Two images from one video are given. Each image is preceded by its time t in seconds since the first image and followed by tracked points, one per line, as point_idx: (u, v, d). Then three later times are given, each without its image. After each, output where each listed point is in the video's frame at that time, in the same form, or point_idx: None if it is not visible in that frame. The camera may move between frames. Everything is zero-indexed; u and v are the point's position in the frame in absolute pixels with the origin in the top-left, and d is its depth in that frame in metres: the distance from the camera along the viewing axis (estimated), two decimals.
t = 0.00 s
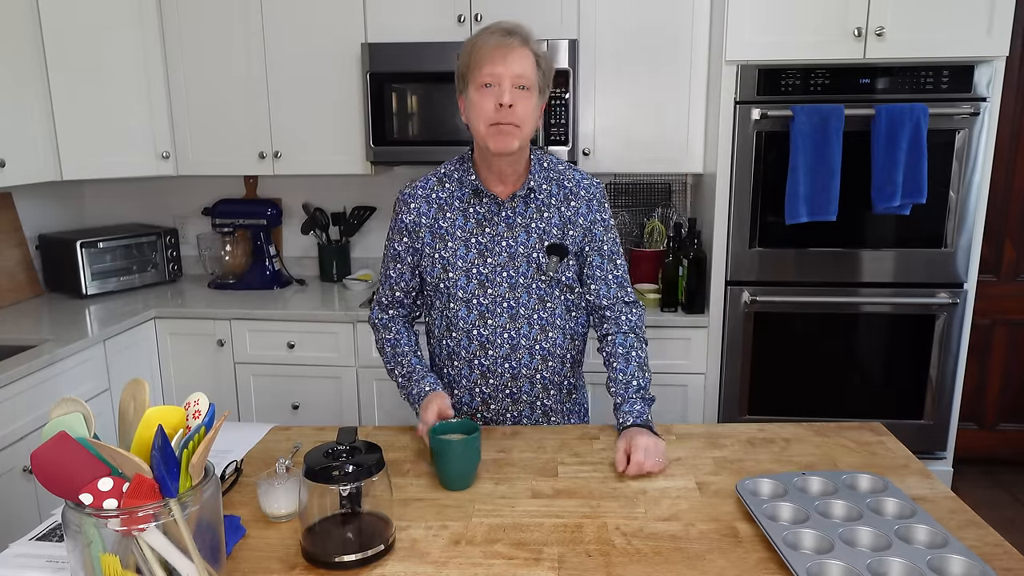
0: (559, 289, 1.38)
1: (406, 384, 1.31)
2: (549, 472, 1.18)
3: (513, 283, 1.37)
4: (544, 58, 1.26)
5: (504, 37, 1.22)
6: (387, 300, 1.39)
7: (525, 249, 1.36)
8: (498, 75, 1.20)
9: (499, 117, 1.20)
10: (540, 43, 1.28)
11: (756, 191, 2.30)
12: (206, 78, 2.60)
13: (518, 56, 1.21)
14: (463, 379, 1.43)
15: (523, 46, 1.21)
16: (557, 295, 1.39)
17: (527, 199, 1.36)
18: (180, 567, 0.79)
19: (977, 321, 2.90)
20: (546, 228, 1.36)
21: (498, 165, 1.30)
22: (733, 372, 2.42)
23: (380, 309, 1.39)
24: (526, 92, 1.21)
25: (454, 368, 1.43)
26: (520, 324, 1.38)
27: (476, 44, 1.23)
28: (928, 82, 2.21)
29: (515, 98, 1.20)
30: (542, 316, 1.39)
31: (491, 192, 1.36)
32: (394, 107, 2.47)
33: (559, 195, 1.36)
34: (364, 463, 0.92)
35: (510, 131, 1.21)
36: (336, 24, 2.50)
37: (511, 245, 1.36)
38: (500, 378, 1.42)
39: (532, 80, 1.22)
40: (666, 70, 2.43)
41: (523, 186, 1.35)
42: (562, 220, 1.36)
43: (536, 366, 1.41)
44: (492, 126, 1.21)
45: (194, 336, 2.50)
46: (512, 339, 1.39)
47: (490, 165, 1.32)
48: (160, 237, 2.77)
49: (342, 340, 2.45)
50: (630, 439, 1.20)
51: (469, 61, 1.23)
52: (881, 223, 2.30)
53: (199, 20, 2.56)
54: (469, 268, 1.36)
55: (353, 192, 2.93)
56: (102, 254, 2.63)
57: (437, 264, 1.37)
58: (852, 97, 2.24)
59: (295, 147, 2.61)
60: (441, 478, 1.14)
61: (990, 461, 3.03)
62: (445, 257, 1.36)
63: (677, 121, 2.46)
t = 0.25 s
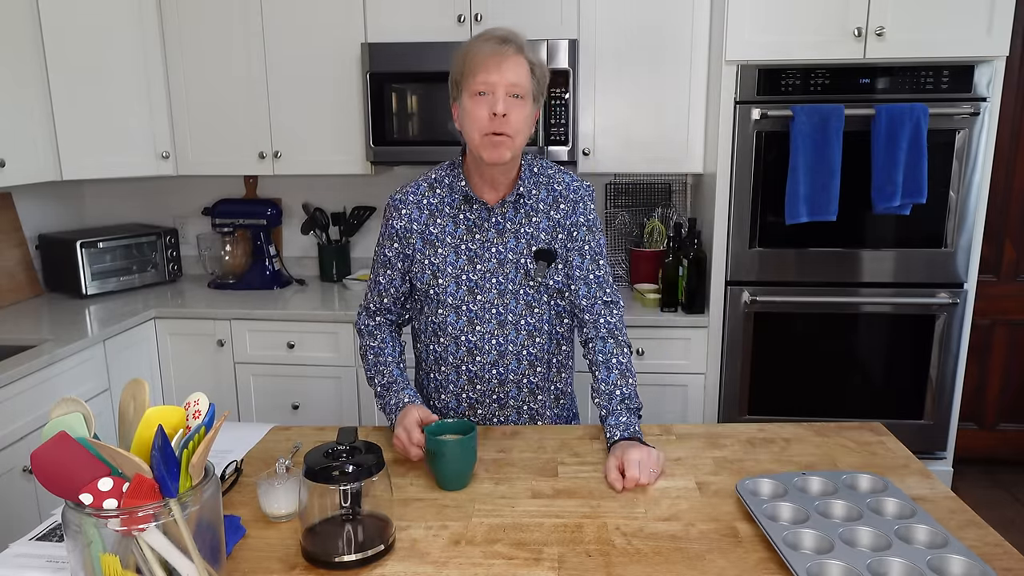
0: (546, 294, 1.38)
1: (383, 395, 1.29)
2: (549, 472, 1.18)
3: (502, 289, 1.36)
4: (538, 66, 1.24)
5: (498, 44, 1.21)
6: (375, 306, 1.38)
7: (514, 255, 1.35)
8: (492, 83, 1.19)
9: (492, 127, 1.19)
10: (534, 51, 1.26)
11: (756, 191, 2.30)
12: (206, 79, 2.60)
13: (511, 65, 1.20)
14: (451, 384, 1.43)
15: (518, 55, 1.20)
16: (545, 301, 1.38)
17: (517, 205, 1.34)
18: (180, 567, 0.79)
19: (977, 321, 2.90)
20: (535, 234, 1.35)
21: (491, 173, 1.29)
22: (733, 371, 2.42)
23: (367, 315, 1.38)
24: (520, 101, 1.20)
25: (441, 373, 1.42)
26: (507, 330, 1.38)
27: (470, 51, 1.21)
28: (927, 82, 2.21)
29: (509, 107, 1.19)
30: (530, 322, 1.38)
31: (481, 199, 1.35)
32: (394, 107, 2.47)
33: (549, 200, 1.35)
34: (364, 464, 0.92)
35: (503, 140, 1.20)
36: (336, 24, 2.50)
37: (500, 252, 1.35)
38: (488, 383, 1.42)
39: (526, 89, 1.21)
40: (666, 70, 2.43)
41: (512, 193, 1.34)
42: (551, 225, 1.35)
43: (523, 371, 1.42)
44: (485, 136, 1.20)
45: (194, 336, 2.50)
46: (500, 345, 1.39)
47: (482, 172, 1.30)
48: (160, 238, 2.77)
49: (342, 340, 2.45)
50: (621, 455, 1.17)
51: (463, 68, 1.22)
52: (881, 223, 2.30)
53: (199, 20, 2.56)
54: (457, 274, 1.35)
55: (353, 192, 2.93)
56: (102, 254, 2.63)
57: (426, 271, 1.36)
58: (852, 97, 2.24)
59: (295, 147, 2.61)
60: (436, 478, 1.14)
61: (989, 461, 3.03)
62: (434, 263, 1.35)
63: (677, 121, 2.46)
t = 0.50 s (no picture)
0: (542, 297, 1.37)
1: (378, 408, 1.28)
2: (549, 472, 1.18)
3: (498, 293, 1.35)
4: (538, 73, 1.24)
5: (498, 51, 1.21)
6: (372, 314, 1.36)
7: (510, 258, 1.35)
8: (491, 90, 1.19)
9: (491, 133, 1.19)
10: (534, 58, 1.26)
11: (756, 191, 2.30)
12: (206, 79, 2.60)
13: (511, 71, 1.20)
14: (446, 388, 1.42)
15: (518, 61, 1.20)
16: (541, 304, 1.38)
17: (513, 207, 1.34)
18: (180, 567, 0.79)
19: (977, 321, 2.90)
20: (530, 236, 1.35)
21: (488, 179, 1.29)
22: (733, 371, 2.42)
23: (363, 324, 1.36)
24: (519, 108, 1.20)
25: (436, 378, 1.42)
26: (503, 334, 1.38)
27: (469, 57, 1.21)
28: (927, 82, 2.21)
29: (509, 113, 1.18)
30: (525, 325, 1.38)
31: (477, 204, 1.34)
32: (394, 107, 2.47)
33: (544, 201, 1.35)
34: (364, 463, 0.92)
35: (502, 147, 1.20)
36: (336, 24, 2.50)
37: (496, 255, 1.34)
38: (484, 386, 1.42)
39: (526, 96, 1.21)
40: (666, 70, 2.43)
41: (508, 196, 1.34)
42: (546, 227, 1.35)
43: (519, 373, 1.42)
44: (484, 142, 1.19)
45: (194, 336, 2.50)
46: (495, 349, 1.39)
47: (480, 178, 1.30)
48: (160, 238, 2.77)
49: (341, 340, 2.44)
50: (621, 459, 1.17)
51: (463, 74, 1.22)
52: (881, 223, 2.30)
53: (199, 20, 2.56)
54: (454, 279, 1.34)
55: (353, 192, 2.93)
56: (102, 254, 2.63)
57: (422, 277, 1.34)
58: (852, 97, 2.24)
59: (295, 147, 2.61)
60: (433, 478, 1.14)
61: (989, 461, 3.03)
62: (430, 269, 1.34)
63: (677, 121, 2.46)
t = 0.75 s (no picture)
0: (539, 297, 1.38)
1: (375, 413, 1.26)
2: (549, 472, 1.18)
3: (495, 295, 1.36)
4: (533, 74, 1.24)
5: (494, 52, 1.20)
6: (368, 318, 1.36)
7: (507, 260, 1.35)
8: (487, 92, 1.19)
9: (486, 136, 1.19)
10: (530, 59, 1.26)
11: (756, 191, 2.30)
12: (206, 79, 2.60)
13: (507, 74, 1.20)
14: (445, 391, 1.42)
15: (514, 63, 1.20)
16: (538, 305, 1.38)
17: (508, 208, 1.34)
18: (180, 567, 0.79)
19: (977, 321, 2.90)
20: (526, 237, 1.35)
21: (483, 181, 1.29)
22: (733, 372, 2.42)
23: (359, 328, 1.36)
24: (514, 110, 1.20)
25: (434, 381, 1.42)
26: (501, 336, 1.38)
27: (464, 58, 1.21)
28: (928, 82, 2.21)
29: (504, 116, 1.18)
30: (522, 326, 1.39)
31: (473, 206, 1.34)
32: (394, 108, 2.47)
33: (539, 200, 1.35)
34: (364, 464, 0.92)
35: (498, 150, 1.20)
36: (336, 24, 2.50)
37: (492, 257, 1.34)
38: (482, 389, 1.42)
39: (521, 97, 1.21)
40: (666, 71, 2.43)
41: (503, 197, 1.34)
42: (542, 227, 1.35)
43: (517, 374, 1.42)
44: (479, 144, 1.20)
45: (194, 336, 2.50)
46: (493, 351, 1.39)
47: (474, 180, 1.30)
48: (160, 238, 2.77)
49: (341, 340, 2.44)
50: (621, 459, 1.17)
51: (458, 75, 1.21)
52: (881, 223, 2.30)
53: (199, 20, 2.56)
54: (450, 282, 1.34)
55: (353, 192, 2.93)
56: (102, 254, 2.63)
57: (418, 280, 1.34)
58: (852, 97, 2.24)
59: (295, 147, 2.61)
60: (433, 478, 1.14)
61: (989, 461, 3.03)
62: (426, 272, 1.33)
63: (678, 122, 2.46)
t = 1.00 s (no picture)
0: (536, 297, 1.38)
1: (377, 414, 1.26)
2: (549, 472, 1.18)
3: (492, 296, 1.36)
4: (529, 75, 1.24)
5: (488, 53, 1.20)
6: (365, 317, 1.36)
7: (504, 260, 1.35)
8: (482, 93, 1.19)
9: (481, 137, 1.19)
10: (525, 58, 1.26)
11: (756, 191, 2.30)
12: (206, 79, 2.60)
13: (501, 75, 1.20)
14: (442, 392, 1.42)
15: (508, 64, 1.20)
16: (535, 306, 1.38)
17: (505, 208, 1.34)
18: (179, 568, 0.79)
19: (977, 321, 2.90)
20: (523, 237, 1.35)
21: (479, 182, 1.29)
22: (733, 372, 2.42)
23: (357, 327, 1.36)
24: (509, 111, 1.20)
25: (431, 382, 1.42)
26: (497, 336, 1.38)
27: (459, 59, 1.21)
28: (928, 82, 2.21)
29: (498, 117, 1.18)
30: (519, 327, 1.39)
31: (469, 206, 1.34)
32: (394, 108, 2.47)
33: (536, 200, 1.35)
34: (364, 464, 0.92)
35: (494, 151, 1.20)
36: (336, 24, 2.50)
37: (489, 257, 1.35)
38: (479, 390, 1.42)
39: (516, 98, 1.21)
40: (666, 71, 2.43)
41: (500, 197, 1.34)
42: (539, 227, 1.35)
43: (514, 375, 1.42)
44: (474, 145, 1.20)
45: (194, 336, 2.50)
46: (489, 351, 1.39)
47: (471, 181, 1.30)
48: (160, 238, 2.77)
49: (341, 340, 2.44)
50: (621, 459, 1.17)
51: (452, 77, 1.21)
52: (881, 223, 2.30)
53: (198, 20, 2.56)
54: (446, 282, 1.34)
55: (353, 193, 2.93)
56: (102, 254, 2.63)
57: (414, 279, 1.34)
58: (852, 97, 2.24)
59: (295, 147, 2.61)
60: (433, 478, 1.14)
61: (989, 461, 3.03)
62: (423, 271, 1.34)
63: (678, 122, 2.46)
